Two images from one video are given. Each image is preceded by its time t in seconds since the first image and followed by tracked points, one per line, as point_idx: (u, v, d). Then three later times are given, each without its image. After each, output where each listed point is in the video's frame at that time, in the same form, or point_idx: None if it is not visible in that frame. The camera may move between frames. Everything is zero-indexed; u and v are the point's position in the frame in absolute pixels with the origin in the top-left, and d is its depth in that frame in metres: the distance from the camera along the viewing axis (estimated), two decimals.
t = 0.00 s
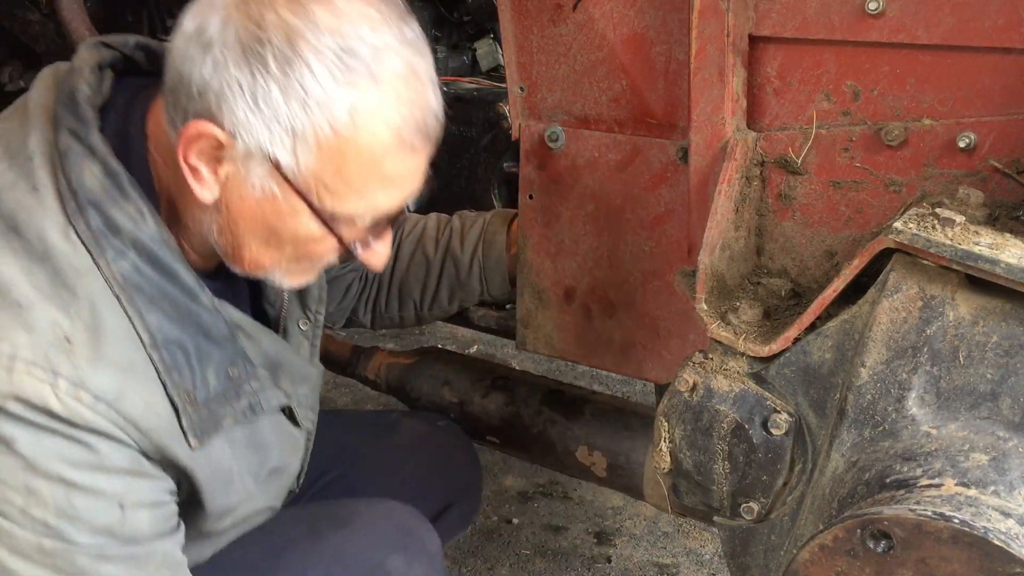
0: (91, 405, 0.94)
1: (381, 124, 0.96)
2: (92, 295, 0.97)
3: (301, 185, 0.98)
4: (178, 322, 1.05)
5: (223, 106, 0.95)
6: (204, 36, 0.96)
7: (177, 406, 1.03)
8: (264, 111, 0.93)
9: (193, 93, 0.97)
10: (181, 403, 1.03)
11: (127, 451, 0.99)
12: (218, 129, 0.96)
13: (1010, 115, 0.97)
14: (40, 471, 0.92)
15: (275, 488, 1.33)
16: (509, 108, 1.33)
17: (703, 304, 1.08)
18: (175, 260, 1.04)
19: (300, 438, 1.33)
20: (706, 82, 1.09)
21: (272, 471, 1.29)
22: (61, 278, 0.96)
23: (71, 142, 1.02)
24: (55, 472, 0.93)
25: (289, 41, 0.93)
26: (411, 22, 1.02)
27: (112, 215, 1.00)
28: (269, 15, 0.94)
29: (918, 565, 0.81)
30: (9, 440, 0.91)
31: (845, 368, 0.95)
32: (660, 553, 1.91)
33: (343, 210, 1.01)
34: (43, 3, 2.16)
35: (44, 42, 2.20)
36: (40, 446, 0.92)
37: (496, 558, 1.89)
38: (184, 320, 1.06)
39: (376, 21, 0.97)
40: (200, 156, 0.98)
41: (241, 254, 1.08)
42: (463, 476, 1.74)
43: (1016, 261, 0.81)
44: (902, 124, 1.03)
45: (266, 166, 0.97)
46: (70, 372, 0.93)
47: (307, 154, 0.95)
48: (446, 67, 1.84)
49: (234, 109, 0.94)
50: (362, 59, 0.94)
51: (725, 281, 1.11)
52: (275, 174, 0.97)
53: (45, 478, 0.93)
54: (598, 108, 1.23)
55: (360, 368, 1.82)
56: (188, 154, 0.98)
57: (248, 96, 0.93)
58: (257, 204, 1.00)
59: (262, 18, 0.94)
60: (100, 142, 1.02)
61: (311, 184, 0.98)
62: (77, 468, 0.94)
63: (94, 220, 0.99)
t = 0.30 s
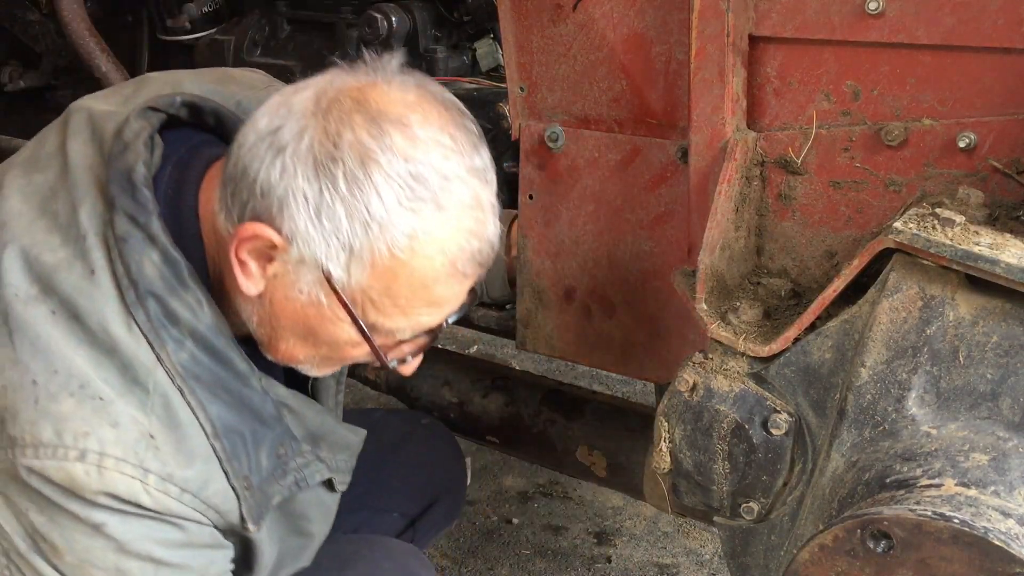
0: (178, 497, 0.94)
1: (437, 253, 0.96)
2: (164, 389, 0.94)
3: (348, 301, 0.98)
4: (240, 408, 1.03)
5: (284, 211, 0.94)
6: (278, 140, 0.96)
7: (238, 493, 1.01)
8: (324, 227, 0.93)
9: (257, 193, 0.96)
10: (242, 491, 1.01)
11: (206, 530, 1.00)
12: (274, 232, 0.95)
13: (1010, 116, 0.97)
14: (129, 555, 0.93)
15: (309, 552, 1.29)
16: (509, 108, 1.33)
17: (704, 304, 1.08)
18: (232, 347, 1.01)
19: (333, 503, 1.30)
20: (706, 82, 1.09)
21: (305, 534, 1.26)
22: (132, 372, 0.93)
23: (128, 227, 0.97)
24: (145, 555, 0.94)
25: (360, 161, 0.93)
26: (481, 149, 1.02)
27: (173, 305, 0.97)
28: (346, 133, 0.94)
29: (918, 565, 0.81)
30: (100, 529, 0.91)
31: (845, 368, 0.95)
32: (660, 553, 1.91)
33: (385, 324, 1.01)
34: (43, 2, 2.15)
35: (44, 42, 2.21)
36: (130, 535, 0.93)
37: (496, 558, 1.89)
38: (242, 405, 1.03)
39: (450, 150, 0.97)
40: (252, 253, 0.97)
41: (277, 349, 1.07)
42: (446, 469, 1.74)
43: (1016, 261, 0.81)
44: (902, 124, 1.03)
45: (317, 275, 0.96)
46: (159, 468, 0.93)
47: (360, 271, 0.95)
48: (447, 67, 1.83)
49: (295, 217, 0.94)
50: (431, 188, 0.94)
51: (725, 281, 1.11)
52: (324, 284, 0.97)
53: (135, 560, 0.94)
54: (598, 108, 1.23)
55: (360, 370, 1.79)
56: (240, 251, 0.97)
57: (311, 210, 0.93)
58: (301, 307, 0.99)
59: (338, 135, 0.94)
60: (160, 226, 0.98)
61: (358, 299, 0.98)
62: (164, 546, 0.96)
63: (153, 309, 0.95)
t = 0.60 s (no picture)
0: (210, 518, 0.96)
1: (457, 280, 0.98)
2: (190, 412, 0.96)
3: (366, 325, 1.01)
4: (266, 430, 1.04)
5: (303, 237, 0.97)
6: (300, 164, 0.99)
7: (266, 513, 1.02)
8: (346, 253, 0.96)
9: (277, 216, 0.99)
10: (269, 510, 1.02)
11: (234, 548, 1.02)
12: (292, 257, 0.97)
13: (1010, 115, 0.97)
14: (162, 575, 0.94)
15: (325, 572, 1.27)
16: (509, 108, 1.33)
17: (704, 304, 1.08)
18: (253, 368, 1.02)
19: (347, 515, 1.31)
20: (706, 82, 1.09)
21: (321, 550, 1.26)
22: (157, 397, 0.95)
23: (148, 249, 0.98)
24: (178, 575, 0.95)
25: (382, 188, 0.95)
26: (500, 173, 1.05)
27: (196, 328, 0.98)
28: (369, 159, 0.97)
29: (918, 565, 0.81)
30: (133, 551, 0.92)
31: (845, 368, 0.95)
32: (660, 553, 1.91)
33: (402, 348, 1.04)
34: (43, 2, 2.15)
35: (43, 41, 2.20)
36: (162, 555, 0.94)
37: (496, 558, 1.89)
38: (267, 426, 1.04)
39: (472, 177, 0.99)
40: (272, 277, 1.00)
41: (294, 366, 1.10)
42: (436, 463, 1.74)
43: (1016, 261, 0.81)
44: (902, 124, 1.03)
45: (335, 299, 0.99)
46: (191, 491, 0.94)
47: (380, 298, 0.98)
48: (446, 67, 1.83)
49: (315, 242, 0.96)
50: (452, 216, 0.97)
51: (725, 281, 1.11)
52: (342, 309, 0.99)
53: None
54: (598, 108, 1.23)
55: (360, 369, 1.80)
56: (257, 274, 1.00)
57: (333, 235, 0.96)
58: (319, 330, 1.02)
59: (363, 162, 0.97)
60: (182, 249, 0.99)
61: (378, 324, 1.01)
62: (196, 561, 0.97)
63: (176, 332, 0.96)
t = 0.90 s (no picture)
0: (220, 516, 0.95)
1: (466, 281, 0.97)
2: (200, 410, 0.95)
3: (375, 325, 0.99)
4: (278, 431, 1.03)
5: (314, 237, 0.96)
6: (310, 164, 0.98)
7: (275, 511, 1.02)
8: (355, 253, 0.95)
9: (287, 216, 0.98)
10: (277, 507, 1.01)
11: (242, 555, 1.01)
12: (300, 255, 0.96)
13: (1011, 115, 0.97)
14: None
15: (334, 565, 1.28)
16: (509, 108, 1.33)
17: (704, 304, 1.08)
18: (265, 366, 1.01)
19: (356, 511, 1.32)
20: (706, 82, 1.09)
21: (328, 546, 1.27)
22: (168, 395, 0.94)
23: (160, 247, 0.97)
24: None
25: (392, 188, 0.94)
26: (511, 174, 1.04)
27: (208, 326, 0.97)
28: (379, 159, 0.96)
29: (918, 565, 0.81)
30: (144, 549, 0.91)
31: (845, 368, 0.95)
32: (660, 553, 1.91)
33: (410, 348, 1.03)
34: (43, 2, 2.15)
35: (43, 42, 2.21)
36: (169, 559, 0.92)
37: (496, 558, 1.89)
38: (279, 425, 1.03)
39: (482, 179, 0.98)
40: (281, 276, 0.99)
41: (303, 365, 1.08)
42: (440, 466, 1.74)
43: (1017, 261, 0.81)
44: (902, 124, 1.03)
45: (344, 299, 0.97)
46: (202, 488, 0.93)
47: (389, 298, 0.97)
48: (447, 67, 1.83)
49: (325, 242, 0.95)
50: (462, 216, 0.96)
51: (725, 281, 1.11)
52: (352, 309, 0.98)
53: None
54: (598, 108, 1.23)
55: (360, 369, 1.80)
56: (266, 273, 0.98)
57: (343, 236, 0.95)
58: (328, 330, 1.01)
59: (373, 162, 0.96)
60: (194, 247, 0.98)
61: (387, 325, 1.00)
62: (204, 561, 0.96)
63: (188, 330, 0.96)
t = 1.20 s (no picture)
0: (142, 447, 0.92)
1: (437, 197, 0.95)
2: (151, 330, 0.95)
3: (342, 239, 0.96)
4: (222, 369, 1.01)
5: (286, 142, 0.94)
6: (288, 74, 0.96)
7: (215, 438, 1.01)
8: (325, 159, 0.93)
9: (262, 123, 0.96)
10: (219, 436, 1.01)
11: (162, 501, 0.97)
12: (274, 163, 0.94)
13: (1011, 115, 0.97)
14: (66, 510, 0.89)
15: (304, 502, 1.24)
16: (509, 108, 1.33)
17: (704, 304, 1.08)
18: (230, 292, 1.02)
19: (327, 455, 1.24)
20: (706, 82, 1.09)
21: (297, 487, 1.21)
22: (119, 311, 0.94)
23: (130, 167, 0.98)
24: (78, 518, 0.90)
25: (367, 96, 0.93)
26: (492, 101, 1.02)
27: (171, 244, 0.98)
28: (357, 68, 0.94)
29: (918, 565, 0.81)
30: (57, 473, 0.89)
31: (845, 368, 0.95)
32: (660, 553, 1.90)
33: (379, 269, 0.99)
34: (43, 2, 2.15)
35: (43, 41, 2.20)
36: (67, 490, 0.89)
37: (496, 558, 1.90)
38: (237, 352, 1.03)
39: (461, 98, 0.97)
40: (254, 185, 0.96)
41: (273, 287, 1.05)
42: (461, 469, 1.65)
43: (1016, 261, 0.81)
44: (902, 124, 1.03)
45: (313, 209, 0.95)
46: (126, 414, 0.91)
47: (357, 208, 0.94)
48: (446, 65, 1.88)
49: (297, 147, 0.93)
50: (436, 131, 0.94)
51: (725, 281, 1.11)
52: (320, 221, 0.95)
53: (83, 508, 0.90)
54: (598, 108, 1.23)
55: (360, 368, 1.81)
56: (239, 180, 0.97)
57: (315, 140, 0.93)
58: (297, 245, 0.98)
59: (350, 70, 0.94)
60: (163, 167, 0.99)
61: (354, 240, 0.97)
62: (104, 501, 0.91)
63: (152, 247, 0.96)
